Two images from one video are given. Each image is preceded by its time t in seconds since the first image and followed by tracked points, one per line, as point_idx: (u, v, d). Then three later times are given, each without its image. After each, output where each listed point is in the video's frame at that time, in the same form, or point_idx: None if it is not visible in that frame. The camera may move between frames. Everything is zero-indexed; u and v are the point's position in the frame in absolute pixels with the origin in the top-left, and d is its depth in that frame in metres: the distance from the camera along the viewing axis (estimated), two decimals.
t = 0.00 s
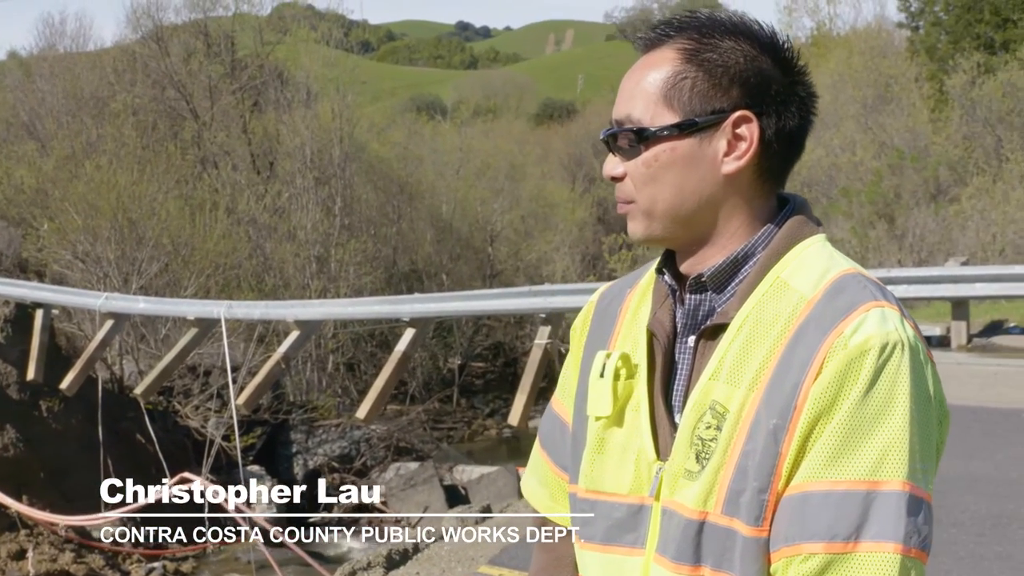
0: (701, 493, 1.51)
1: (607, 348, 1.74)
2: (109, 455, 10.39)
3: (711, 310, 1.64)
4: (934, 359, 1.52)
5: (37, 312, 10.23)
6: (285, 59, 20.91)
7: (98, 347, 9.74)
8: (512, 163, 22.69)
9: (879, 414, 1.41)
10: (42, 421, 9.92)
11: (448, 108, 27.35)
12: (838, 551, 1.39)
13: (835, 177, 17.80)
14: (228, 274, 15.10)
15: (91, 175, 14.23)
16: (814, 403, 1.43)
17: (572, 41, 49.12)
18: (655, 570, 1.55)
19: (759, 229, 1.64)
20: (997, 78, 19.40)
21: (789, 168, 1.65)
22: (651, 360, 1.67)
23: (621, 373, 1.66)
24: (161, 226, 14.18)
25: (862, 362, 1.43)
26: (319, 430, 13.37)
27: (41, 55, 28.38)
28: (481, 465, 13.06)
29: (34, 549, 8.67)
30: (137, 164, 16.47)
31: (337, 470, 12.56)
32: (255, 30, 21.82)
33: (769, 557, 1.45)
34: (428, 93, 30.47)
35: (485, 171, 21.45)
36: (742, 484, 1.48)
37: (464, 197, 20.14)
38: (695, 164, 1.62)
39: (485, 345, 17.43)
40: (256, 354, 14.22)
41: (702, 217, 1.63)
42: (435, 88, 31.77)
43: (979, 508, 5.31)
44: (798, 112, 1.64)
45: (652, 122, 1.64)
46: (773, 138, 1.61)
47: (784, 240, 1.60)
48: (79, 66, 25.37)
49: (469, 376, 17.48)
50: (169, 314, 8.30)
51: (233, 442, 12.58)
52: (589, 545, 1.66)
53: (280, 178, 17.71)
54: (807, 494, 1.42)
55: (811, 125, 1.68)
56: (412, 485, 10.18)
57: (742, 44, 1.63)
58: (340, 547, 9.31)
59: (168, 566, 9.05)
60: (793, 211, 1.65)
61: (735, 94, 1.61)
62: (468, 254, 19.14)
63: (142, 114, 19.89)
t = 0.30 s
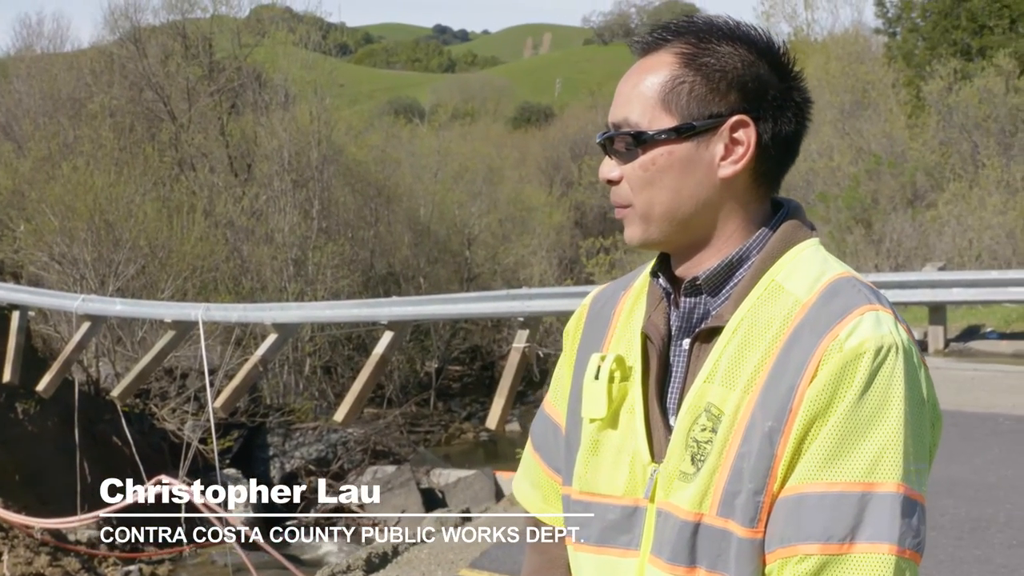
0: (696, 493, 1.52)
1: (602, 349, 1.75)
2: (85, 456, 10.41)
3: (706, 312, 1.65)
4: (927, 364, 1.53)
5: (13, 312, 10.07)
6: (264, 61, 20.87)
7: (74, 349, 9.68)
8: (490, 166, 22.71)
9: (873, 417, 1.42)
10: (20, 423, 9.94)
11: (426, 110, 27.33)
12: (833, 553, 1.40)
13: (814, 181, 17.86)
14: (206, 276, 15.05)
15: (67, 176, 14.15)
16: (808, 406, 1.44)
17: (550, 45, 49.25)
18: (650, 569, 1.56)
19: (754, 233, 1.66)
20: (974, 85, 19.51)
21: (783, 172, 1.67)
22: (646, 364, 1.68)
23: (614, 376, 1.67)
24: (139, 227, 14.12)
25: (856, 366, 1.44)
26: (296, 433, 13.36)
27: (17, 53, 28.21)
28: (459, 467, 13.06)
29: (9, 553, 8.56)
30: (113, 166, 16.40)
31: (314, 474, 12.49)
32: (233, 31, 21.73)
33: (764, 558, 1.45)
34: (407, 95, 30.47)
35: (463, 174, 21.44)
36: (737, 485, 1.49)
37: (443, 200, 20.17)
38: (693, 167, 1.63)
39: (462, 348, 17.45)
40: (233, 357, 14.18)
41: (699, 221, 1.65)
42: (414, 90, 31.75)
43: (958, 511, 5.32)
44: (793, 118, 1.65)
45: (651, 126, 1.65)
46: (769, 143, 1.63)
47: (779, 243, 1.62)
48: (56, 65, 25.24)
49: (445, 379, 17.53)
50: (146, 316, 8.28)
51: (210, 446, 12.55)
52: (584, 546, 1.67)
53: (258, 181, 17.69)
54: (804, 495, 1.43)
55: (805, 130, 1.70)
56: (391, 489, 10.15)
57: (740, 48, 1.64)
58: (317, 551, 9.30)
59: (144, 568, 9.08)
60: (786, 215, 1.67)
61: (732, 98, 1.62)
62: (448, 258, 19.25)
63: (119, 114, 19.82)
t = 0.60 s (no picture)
0: (694, 495, 1.52)
1: (597, 354, 1.76)
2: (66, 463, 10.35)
3: (702, 316, 1.67)
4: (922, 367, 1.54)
5: None
6: (246, 67, 20.84)
7: (56, 356, 9.61)
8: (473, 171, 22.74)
9: (869, 418, 1.43)
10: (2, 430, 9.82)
11: (407, 115, 27.34)
12: (830, 554, 1.41)
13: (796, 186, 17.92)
14: (188, 282, 15.00)
15: (48, 183, 14.07)
16: (805, 408, 1.45)
17: (530, 51, 49.36)
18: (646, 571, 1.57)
19: (747, 237, 1.67)
20: (955, 91, 19.62)
21: (776, 175, 1.68)
22: (641, 367, 1.69)
23: (610, 380, 1.68)
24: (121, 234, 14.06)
25: (851, 368, 1.45)
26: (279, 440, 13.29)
27: None
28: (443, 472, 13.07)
29: None
30: (95, 172, 16.35)
31: (298, 480, 12.54)
32: (215, 37, 21.68)
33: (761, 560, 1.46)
34: (387, 101, 30.49)
35: (445, 179, 21.43)
36: (733, 488, 1.49)
37: (425, 206, 20.20)
38: (690, 170, 1.64)
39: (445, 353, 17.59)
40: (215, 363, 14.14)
41: (695, 225, 1.66)
42: (395, 96, 31.74)
43: (943, 514, 5.34)
44: (784, 120, 1.67)
45: (646, 130, 1.66)
46: (766, 146, 1.64)
47: (772, 246, 1.63)
48: (36, 70, 25.15)
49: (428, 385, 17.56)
50: (129, 322, 8.24)
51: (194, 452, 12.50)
52: (578, 549, 1.68)
53: (240, 187, 17.65)
54: (800, 496, 1.44)
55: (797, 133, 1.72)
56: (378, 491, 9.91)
57: (731, 52, 1.66)
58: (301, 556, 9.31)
59: None
60: (780, 218, 1.68)
61: (728, 101, 1.64)
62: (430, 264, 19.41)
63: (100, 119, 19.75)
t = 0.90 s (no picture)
0: (686, 495, 1.52)
1: (587, 353, 1.76)
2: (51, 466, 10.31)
3: (693, 316, 1.67)
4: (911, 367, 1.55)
5: None
6: (229, 70, 20.79)
7: (40, 359, 9.57)
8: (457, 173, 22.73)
9: (860, 418, 1.43)
10: None
11: (390, 117, 27.32)
12: (823, 553, 1.41)
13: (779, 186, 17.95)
14: (172, 285, 14.96)
15: (32, 186, 14.01)
16: (798, 408, 1.45)
17: (515, 52, 49.31)
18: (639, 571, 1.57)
19: (747, 227, 1.68)
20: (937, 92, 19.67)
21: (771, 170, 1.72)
22: (632, 368, 1.69)
23: (602, 379, 1.68)
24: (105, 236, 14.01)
25: (841, 370, 1.45)
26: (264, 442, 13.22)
27: None
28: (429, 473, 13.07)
29: None
30: (78, 174, 16.30)
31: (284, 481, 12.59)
32: (198, 39, 21.62)
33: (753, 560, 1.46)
34: (370, 102, 30.46)
35: (430, 181, 21.40)
36: (727, 488, 1.49)
37: (409, 208, 20.23)
38: (722, 151, 1.64)
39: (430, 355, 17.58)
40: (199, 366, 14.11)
41: (722, 211, 1.64)
42: (379, 98, 31.69)
43: (927, 514, 5.35)
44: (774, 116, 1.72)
45: (682, 108, 1.64)
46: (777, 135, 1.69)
47: (768, 242, 1.64)
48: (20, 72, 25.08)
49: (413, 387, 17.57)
50: (113, 325, 8.20)
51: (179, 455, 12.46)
52: (573, 549, 1.68)
53: (224, 190, 17.60)
54: (792, 496, 1.44)
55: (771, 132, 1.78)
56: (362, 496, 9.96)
57: (731, 47, 1.69)
58: (287, 558, 9.31)
59: None
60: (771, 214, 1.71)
61: (743, 92, 1.68)
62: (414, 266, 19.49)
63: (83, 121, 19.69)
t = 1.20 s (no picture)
0: (681, 491, 1.53)
1: (583, 350, 1.77)
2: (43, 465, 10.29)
3: (689, 312, 1.67)
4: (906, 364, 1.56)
5: None
6: (220, 68, 20.75)
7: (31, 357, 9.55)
8: (448, 171, 22.70)
9: (857, 414, 1.44)
10: None
11: (382, 115, 27.29)
12: (821, 548, 1.41)
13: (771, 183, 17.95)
14: (164, 282, 14.93)
15: (23, 184, 13.97)
16: (795, 403, 1.45)
17: (506, 49, 49.19)
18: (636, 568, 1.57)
19: (742, 223, 1.68)
20: (928, 87, 19.68)
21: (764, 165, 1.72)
22: (627, 363, 1.69)
23: (597, 375, 1.68)
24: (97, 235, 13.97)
25: (839, 363, 1.45)
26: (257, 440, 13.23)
27: None
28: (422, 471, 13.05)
29: None
30: (70, 172, 16.25)
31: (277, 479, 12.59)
32: (189, 37, 21.57)
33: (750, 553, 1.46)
34: (361, 99, 30.41)
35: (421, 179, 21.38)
36: (724, 482, 1.50)
37: (401, 206, 20.21)
38: (715, 150, 1.64)
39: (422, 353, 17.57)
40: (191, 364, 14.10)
41: (713, 209, 1.65)
42: (371, 96, 31.62)
43: (920, 509, 5.36)
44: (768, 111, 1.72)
45: (673, 106, 1.65)
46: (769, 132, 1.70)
47: (763, 239, 1.64)
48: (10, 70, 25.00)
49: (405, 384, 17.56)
50: (103, 323, 8.17)
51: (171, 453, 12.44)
52: (569, 547, 1.68)
53: (217, 187, 17.57)
54: (789, 490, 1.44)
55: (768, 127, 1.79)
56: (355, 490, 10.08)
57: (728, 44, 1.69)
58: (279, 556, 9.31)
59: None
60: (767, 207, 1.71)
61: (737, 89, 1.68)
62: (407, 263, 19.40)
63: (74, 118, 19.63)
